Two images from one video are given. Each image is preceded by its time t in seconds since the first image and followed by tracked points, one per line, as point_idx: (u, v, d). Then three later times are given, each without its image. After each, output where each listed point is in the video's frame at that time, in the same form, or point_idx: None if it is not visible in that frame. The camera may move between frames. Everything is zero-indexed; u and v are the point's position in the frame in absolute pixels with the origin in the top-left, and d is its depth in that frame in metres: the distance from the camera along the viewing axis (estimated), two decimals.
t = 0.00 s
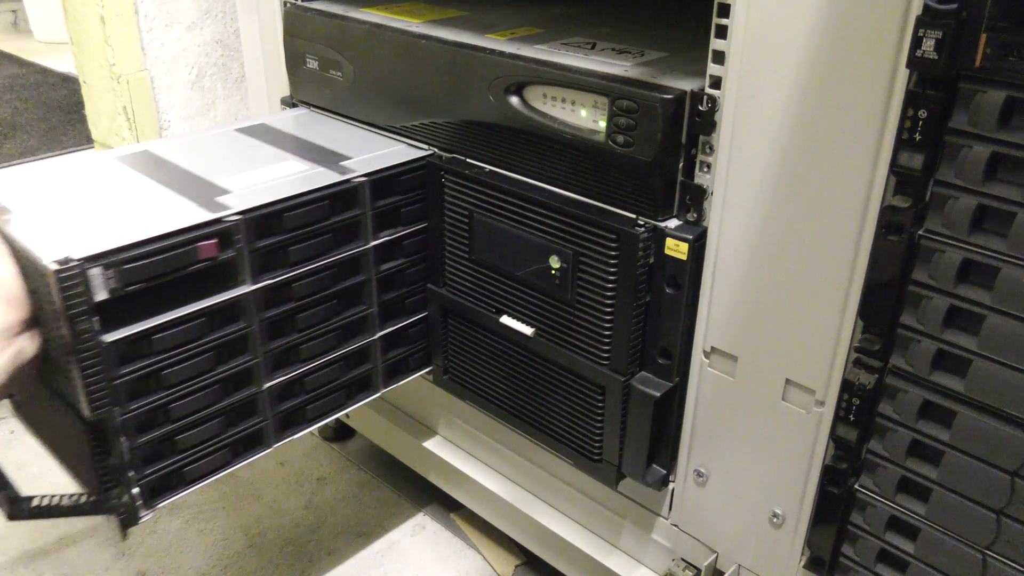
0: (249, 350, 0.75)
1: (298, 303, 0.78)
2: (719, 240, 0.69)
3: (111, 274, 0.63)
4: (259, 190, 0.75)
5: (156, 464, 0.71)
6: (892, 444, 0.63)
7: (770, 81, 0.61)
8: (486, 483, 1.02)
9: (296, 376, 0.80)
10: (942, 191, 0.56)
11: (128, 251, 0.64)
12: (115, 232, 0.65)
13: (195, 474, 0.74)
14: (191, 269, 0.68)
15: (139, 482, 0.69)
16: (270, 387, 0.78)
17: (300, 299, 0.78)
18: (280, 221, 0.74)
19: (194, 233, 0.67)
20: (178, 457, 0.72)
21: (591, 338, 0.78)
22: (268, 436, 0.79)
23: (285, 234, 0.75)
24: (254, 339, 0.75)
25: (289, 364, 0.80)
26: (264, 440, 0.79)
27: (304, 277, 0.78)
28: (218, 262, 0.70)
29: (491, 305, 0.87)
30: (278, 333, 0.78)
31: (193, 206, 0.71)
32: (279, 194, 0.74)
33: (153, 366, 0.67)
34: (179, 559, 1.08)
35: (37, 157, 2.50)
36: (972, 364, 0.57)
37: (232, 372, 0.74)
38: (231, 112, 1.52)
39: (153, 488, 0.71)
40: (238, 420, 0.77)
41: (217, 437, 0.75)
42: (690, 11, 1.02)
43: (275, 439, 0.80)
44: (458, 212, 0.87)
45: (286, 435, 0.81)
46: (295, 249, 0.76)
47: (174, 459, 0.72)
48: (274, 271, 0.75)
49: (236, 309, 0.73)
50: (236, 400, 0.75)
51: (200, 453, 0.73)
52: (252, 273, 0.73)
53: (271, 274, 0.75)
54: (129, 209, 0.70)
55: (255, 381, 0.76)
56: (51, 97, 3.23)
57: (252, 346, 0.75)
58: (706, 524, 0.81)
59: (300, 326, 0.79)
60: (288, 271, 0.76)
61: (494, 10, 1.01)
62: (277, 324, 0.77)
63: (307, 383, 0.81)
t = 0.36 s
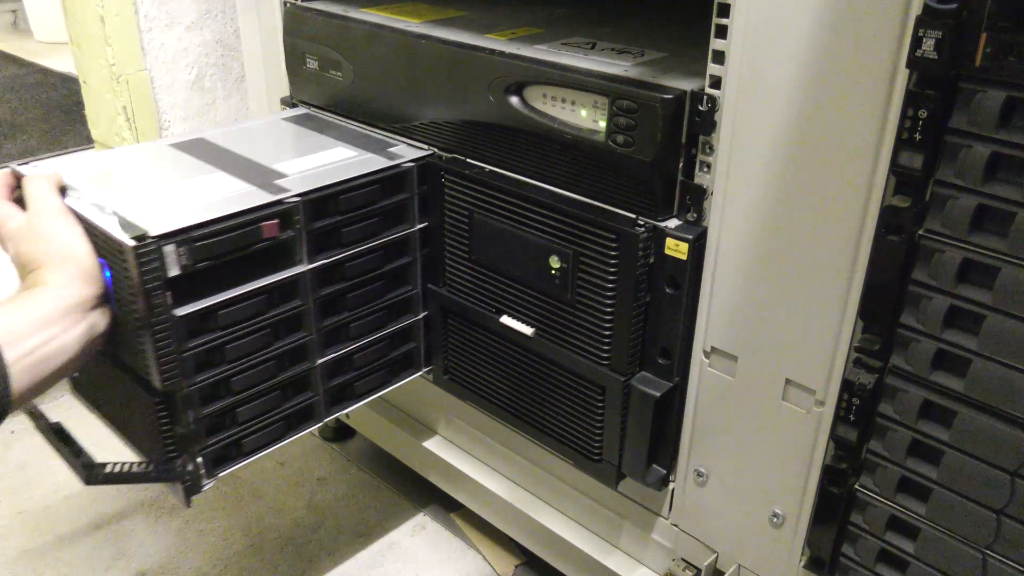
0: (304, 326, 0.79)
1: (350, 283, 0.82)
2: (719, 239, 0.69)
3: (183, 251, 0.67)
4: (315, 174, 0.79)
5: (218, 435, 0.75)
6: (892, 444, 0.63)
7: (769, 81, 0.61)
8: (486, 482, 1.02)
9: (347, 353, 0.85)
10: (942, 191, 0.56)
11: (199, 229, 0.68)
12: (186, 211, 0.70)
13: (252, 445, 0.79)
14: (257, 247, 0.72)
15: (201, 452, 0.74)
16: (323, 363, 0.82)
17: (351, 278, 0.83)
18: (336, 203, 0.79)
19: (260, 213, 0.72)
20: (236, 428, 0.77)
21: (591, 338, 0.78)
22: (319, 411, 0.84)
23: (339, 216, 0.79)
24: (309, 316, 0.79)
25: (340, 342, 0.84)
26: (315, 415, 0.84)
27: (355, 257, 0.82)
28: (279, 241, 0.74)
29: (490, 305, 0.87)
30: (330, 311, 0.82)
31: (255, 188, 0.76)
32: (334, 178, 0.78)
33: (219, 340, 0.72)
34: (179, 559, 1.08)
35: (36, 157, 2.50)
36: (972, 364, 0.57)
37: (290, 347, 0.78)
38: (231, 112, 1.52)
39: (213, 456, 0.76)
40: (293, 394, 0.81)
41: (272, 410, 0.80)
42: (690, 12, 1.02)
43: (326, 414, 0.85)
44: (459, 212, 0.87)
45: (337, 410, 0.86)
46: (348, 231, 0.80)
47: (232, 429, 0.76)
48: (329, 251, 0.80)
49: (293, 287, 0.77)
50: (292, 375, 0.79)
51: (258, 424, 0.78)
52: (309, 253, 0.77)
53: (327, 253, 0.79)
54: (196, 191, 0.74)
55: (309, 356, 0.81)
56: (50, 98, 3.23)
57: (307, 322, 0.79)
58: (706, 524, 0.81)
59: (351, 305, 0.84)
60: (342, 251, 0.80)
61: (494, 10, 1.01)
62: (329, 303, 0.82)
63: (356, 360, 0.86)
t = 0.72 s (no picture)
0: (345, 309, 0.84)
1: (387, 268, 0.88)
2: (719, 240, 0.69)
3: (235, 235, 0.71)
4: (350, 165, 0.83)
5: (262, 414, 0.81)
6: (892, 444, 0.63)
7: (770, 81, 0.61)
8: (486, 482, 1.02)
9: (382, 336, 0.90)
10: (942, 191, 0.56)
11: (250, 213, 0.72)
12: (238, 196, 0.74)
13: (293, 425, 0.84)
14: (303, 231, 0.76)
15: (246, 430, 0.79)
16: (361, 344, 0.87)
17: (387, 264, 0.87)
18: (374, 190, 0.83)
19: (305, 199, 0.76)
20: (279, 408, 0.82)
21: (591, 338, 0.78)
22: (356, 392, 0.90)
23: (378, 204, 0.84)
24: (348, 300, 0.84)
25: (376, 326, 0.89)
26: (352, 396, 0.89)
27: (391, 244, 0.87)
28: (323, 226, 0.78)
29: (490, 305, 0.87)
30: (368, 296, 0.87)
31: (300, 175, 0.80)
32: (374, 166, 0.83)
33: (266, 321, 0.76)
34: (179, 560, 1.08)
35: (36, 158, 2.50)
36: (972, 364, 0.57)
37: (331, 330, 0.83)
38: (231, 112, 1.52)
39: (258, 434, 0.81)
40: (332, 375, 0.87)
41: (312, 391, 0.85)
42: (690, 11, 1.02)
43: (362, 395, 0.90)
44: (459, 212, 0.86)
45: (373, 391, 0.92)
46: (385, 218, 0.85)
47: (275, 409, 0.82)
48: (369, 237, 0.84)
49: (335, 271, 0.82)
50: (333, 356, 0.85)
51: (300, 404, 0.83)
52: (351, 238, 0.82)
53: (366, 239, 0.84)
54: (243, 177, 0.79)
55: (348, 339, 0.86)
56: (50, 98, 3.23)
57: (348, 305, 0.84)
58: (706, 524, 0.81)
59: (387, 290, 0.89)
60: (380, 238, 0.85)
61: (493, 10, 1.01)
62: (368, 287, 0.87)
63: (391, 343, 0.91)
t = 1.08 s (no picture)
0: (356, 305, 0.86)
1: (397, 264, 0.89)
2: (719, 240, 0.69)
3: (250, 230, 0.72)
4: (364, 162, 0.85)
5: (276, 408, 0.82)
6: (892, 443, 0.63)
7: (770, 80, 0.61)
8: (486, 482, 1.02)
9: (394, 331, 0.92)
10: (942, 190, 0.56)
11: (264, 210, 0.73)
12: (253, 193, 0.75)
13: (306, 419, 0.85)
14: (316, 228, 0.78)
15: (260, 425, 0.81)
16: (372, 339, 0.89)
17: (399, 260, 0.89)
18: (386, 186, 0.85)
19: (318, 195, 0.77)
20: (294, 402, 0.84)
21: (591, 338, 0.78)
22: (368, 387, 0.91)
23: (390, 200, 0.86)
24: (360, 296, 0.85)
25: (388, 321, 0.91)
26: (364, 390, 0.91)
27: (403, 240, 0.88)
28: (337, 222, 0.80)
29: (490, 304, 0.87)
30: (380, 291, 0.89)
31: (313, 172, 0.81)
32: (386, 163, 0.85)
33: (280, 316, 0.78)
34: (180, 560, 1.08)
35: (35, 159, 2.50)
36: (973, 363, 0.57)
37: (344, 325, 0.85)
38: (231, 112, 1.52)
39: (272, 428, 0.83)
40: (346, 369, 0.88)
41: (325, 386, 0.86)
42: (690, 11, 1.02)
43: (374, 390, 0.92)
44: (459, 211, 0.86)
45: (384, 386, 0.93)
46: (397, 214, 0.87)
47: (288, 403, 0.83)
48: (381, 234, 0.86)
49: (348, 267, 0.83)
50: (346, 350, 0.86)
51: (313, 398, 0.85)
52: (362, 234, 0.83)
53: (378, 235, 0.86)
54: (257, 174, 0.80)
55: (360, 334, 0.87)
56: (50, 99, 3.23)
57: (359, 301, 0.86)
58: (706, 523, 0.81)
59: (399, 286, 0.90)
60: (392, 233, 0.87)
61: (493, 10, 1.01)
62: (379, 283, 0.88)
63: (402, 337, 0.93)
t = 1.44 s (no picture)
0: (356, 305, 0.86)
1: (397, 265, 0.89)
2: (719, 239, 0.69)
3: (250, 231, 0.72)
4: (364, 162, 0.85)
5: (276, 408, 0.82)
6: (893, 442, 0.63)
7: (770, 79, 0.61)
8: (486, 483, 1.02)
9: (394, 331, 0.92)
10: (942, 189, 0.56)
11: (264, 210, 0.73)
12: (255, 193, 0.75)
13: (306, 419, 0.86)
14: (316, 228, 0.78)
15: (260, 425, 0.81)
16: (372, 339, 0.89)
17: (398, 260, 0.89)
18: (386, 185, 0.85)
19: (318, 195, 0.77)
20: (294, 403, 0.84)
21: (591, 338, 0.78)
22: (368, 387, 0.91)
23: (390, 200, 0.86)
24: (360, 296, 0.85)
25: (388, 321, 0.91)
26: (364, 391, 0.91)
27: (403, 240, 0.88)
28: (336, 222, 0.80)
29: (490, 304, 0.87)
30: (381, 291, 0.89)
31: (313, 172, 0.81)
32: (385, 163, 0.85)
33: (280, 317, 0.78)
34: (180, 560, 1.08)
35: (34, 160, 2.50)
36: (972, 362, 0.57)
37: (344, 325, 0.85)
38: (230, 114, 1.52)
39: (271, 428, 0.83)
40: (346, 369, 0.88)
41: (324, 386, 0.86)
42: (690, 11, 1.02)
43: (374, 390, 0.92)
44: (459, 211, 0.86)
45: (384, 387, 0.93)
46: (397, 214, 0.87)
47: (287, 403, 0.83)
48: (380, 234, 0.86)
49: (348, 267, 0.83)
50: (346, 351, 0.86)
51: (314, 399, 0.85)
52: (362, 235, 0.83)
53: (378, 235, 0.86)
54: (257, 174, 0.80)
55: (360, 335, 0.87)
56: (49, 99, 3.23)
57: (359, 301, 0.86)
58: (707, 523, 0.81)
59: (399, 286, 0.90)
60: (392, 233, 0.87)
61: (492, 10, 1.01)
62: (379, 283, 0.89)
63: (402, 337, 0.93)
